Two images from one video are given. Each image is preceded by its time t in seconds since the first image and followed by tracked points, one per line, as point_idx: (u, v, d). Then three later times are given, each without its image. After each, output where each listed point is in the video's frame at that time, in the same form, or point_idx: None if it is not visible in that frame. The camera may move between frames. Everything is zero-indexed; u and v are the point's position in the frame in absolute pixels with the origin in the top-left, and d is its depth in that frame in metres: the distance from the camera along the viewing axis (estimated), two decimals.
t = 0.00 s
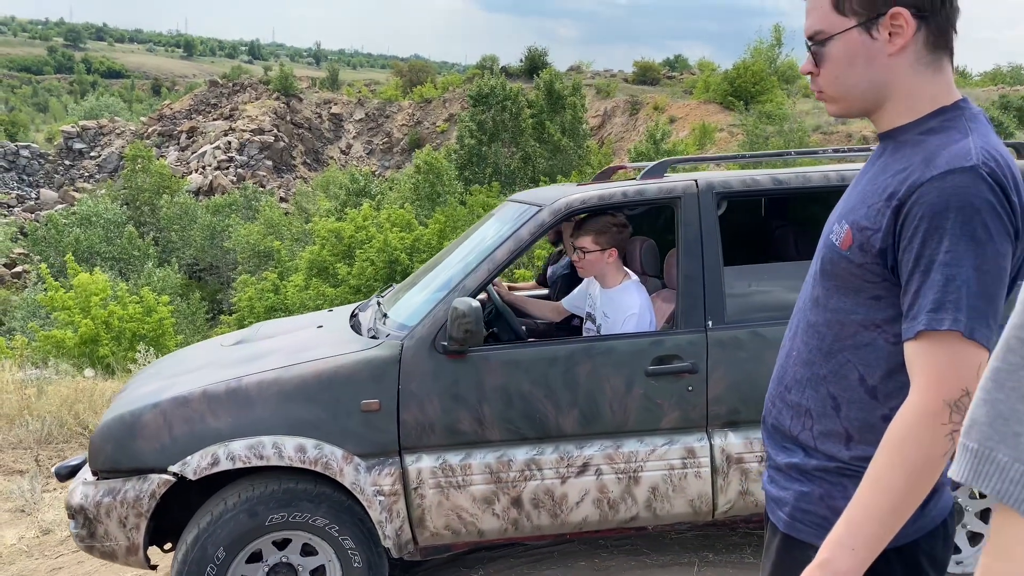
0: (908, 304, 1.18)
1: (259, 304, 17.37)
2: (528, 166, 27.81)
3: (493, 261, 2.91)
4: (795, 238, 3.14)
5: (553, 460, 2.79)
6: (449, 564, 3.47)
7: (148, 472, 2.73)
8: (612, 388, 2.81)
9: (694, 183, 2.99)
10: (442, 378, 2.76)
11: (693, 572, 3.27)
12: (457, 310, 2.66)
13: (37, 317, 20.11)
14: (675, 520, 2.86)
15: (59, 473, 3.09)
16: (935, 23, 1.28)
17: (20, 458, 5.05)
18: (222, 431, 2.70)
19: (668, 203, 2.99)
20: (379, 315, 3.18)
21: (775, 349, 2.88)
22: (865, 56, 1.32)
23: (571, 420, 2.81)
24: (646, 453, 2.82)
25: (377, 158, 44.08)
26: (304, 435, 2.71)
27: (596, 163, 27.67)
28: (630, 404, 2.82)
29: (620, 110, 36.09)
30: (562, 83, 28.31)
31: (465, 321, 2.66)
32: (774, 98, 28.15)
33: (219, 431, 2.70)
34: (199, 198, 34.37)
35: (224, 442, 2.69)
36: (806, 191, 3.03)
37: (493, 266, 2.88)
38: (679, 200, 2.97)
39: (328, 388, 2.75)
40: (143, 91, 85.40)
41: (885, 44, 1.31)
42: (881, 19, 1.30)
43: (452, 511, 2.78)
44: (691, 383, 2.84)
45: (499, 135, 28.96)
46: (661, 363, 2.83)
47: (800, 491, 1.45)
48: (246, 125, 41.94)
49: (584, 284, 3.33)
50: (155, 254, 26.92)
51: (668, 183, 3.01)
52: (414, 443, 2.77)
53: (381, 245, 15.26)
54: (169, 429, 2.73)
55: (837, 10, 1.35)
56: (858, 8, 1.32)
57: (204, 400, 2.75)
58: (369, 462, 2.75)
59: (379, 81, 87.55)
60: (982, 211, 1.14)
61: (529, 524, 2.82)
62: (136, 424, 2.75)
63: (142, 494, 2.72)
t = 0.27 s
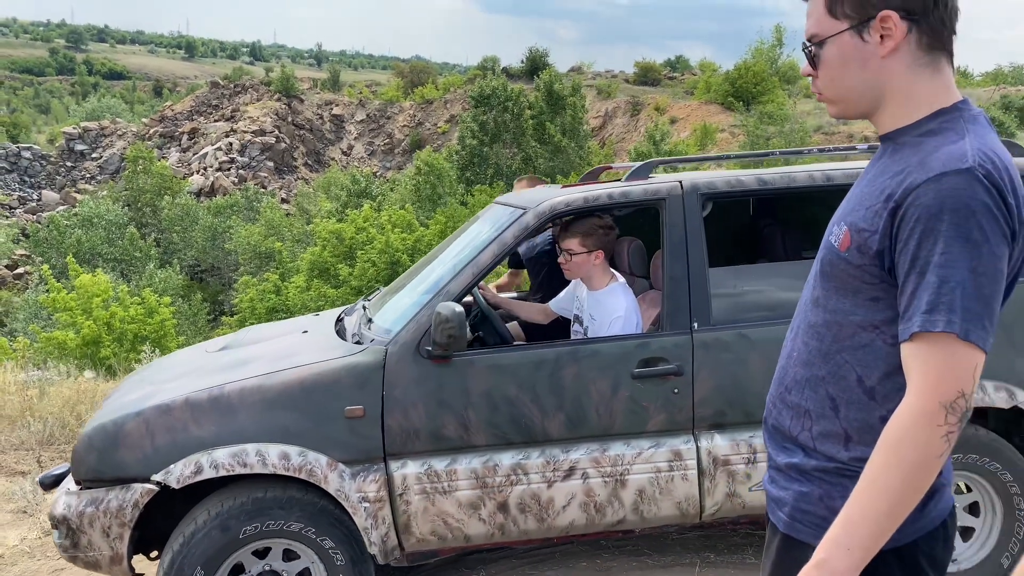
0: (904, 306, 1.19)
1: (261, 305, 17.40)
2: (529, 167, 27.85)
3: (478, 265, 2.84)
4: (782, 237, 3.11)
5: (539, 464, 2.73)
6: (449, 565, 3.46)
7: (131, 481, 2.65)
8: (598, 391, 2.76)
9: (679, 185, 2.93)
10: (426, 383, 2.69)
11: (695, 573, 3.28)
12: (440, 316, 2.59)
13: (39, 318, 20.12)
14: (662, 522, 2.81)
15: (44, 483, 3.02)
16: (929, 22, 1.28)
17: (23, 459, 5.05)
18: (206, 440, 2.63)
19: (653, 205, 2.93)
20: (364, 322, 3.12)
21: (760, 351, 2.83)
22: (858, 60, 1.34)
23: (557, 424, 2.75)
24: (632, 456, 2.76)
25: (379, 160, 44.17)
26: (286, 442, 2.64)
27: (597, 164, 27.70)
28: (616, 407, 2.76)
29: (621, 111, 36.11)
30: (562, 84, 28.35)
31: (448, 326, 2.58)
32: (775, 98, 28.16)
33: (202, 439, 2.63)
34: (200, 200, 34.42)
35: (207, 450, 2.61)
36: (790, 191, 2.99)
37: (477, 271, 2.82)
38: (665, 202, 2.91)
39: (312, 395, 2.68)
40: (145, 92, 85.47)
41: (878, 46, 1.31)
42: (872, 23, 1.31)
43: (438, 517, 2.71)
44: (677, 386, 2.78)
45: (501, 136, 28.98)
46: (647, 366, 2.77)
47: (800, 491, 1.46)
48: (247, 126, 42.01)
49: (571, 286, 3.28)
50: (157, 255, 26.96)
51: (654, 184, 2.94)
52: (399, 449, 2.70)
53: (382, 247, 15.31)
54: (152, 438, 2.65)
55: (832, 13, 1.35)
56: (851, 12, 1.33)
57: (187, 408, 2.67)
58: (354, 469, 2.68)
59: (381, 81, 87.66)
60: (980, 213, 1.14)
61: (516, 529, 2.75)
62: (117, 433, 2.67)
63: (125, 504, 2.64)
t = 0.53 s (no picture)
0: (902, 303, 1.18)
1: (263, 305, 17.42)
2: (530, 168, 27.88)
3: (451, 270, 2.81)
4: (761, 234, 3.05)
5: (516, 469, 2.68)
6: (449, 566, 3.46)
7: (103, 495, 2.57)
8: (575, 395, 2.72)
9: (654, 186, 2.91)
10: (401, 390, 2.64)
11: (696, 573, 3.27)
12: (414, 322, 2.56)
13: (40, 319, 20.10)
14: (642, 526, 2.76)
15: (19, 499, 2.94)
16: (931, 21, 1.27)
17: (25, 461, 5.03)
18: (178, 452, 2.55)
19: (628, 207, 2.90)
20: (337, 329, 3.07)
21: (737, 351, 2.80)
22: (860, 60, 1.33)
23: (534, 428, 2.70)
24: (610, 460, 2.72)
25: (380, 160, 44.18)
26: (259, 453, 2.57)
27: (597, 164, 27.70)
28: (592, 410, 2.72)
29: (622, 111, 36.11)
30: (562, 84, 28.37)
31: (422, 332, 2.55)
32: (775, 98, 28.14)
33: (174, 452, 2.56)
34: (201, 200, 34.42)
35: (180, 463, 2.54)
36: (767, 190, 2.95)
37: (451, 275, 2.78)
38: (639, 203, 2.88)
39: (287, 404, 2.61)
40: (145, 94, 85.54)
41: (880, 44, 1.31)
42: (875, 22, 1.30)
43: (415, 525, 2.65)
44: (655, 389, 2.75)
45: (502, 136, 28.99)
46: (625, 368, 2.74)
47: (801, 490, 1.45)
48: (248, 127, 42.04)
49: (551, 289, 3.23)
50: (158, 256, 26.98)
51: (628, 186, 2.92)
52: (374, 458, 2.64)
53: (384, 247, 15.36)
54: (123, 451, 2.57)
55: (834, 13, 1.35)
56: (852, 12, 1.32)
57: (158, 421, 2.60)
58: (329, 478, 2.61)
59: (381, 82, 87.77)
60: (977, 211, 1.13)
61: (494, 536, 2.69)
62: (88, 447, 2.59)
63: (98, 519, 2.56)
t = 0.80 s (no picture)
0: (901, 301, 1.18)
1: (263, 305, 17.43)
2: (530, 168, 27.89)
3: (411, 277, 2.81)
4: (730, 232, 3.20)
5: (480, 480, 2.68)
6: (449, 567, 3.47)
7: (60, 519, 2.56)
8: (539, 402, 2.72)
9: (614, 188, 2.93)
10: (361, 404, 2.64)
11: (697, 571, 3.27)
12: (372, 334, 2.57)
13: (41, 320, 20.12)
14: (611, 531, 2.76)
15: None
16: (934, 21, 1.27)
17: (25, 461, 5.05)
18: (136, 472, 2.55)
19: (588, 209, 2.91)
20: (298, 342, 3.06)
21: (701, 353, 2.80)
22: (864, 58, 1.32)
23: (498, 437, 2.71)
24: (576, 466, 2.71)
25: (380, 160, 44.23)
26: (218, 470, 2.56)
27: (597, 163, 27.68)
28: (556, 418, 2.72)
29: (622, 110, 36.10)
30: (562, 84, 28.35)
31: (381, 344, 2.56)
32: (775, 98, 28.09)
33: (132, 471, 2.55)
34: (201, 201, 34.42)
35: (138, 482, 2.53)
36: (727, 189, 2.97)
37: (411, 284, 2.78)
38: (600, 205, 2.90)
39: (243, 420, 2.61)
40: (146, 95, 85.63)
41: (882, 44, 1.30)
42: (878, 21, 1.29)
43: (380, 539, 2.65)
44: (620, 393, 2.74)
45: (502, 136, 28.96)
46: (588, 373, 2.73)
47: (804, 490, 1.45)
48: (248, 127, 42.03)
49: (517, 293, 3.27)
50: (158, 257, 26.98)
51: (587, 189, 2.93)
52: (336, 472, 2.65)
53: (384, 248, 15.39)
54: (80, 472, 2.56)
55: (836, 14, 1.34)
56: (856, 12, 1.31)
57: (115, 440, 2.58)
58: (290, 495, 2.61)
59: (382, 82, 87.77)
60: (975, 210, 1.13)
61: (461, 547, 2.70)
62: (43, 469, 2.57)
63: (55, 543, 2.55)
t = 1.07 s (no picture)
0: (900, 301, 1.18)
1: (262, 306, 17.42)
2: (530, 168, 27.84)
3: (377, 284, 2.80)
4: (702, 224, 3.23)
5: (452, 485, 2.68)
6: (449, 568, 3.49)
7: (27, 542, 2.56)
8: (508, 404, 2.71)
9: (579, 185, 2.92)
10: (329, 414, 2.65)
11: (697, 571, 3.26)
12: (335, 344, 2.56)
13: (41, 321, 20.15)
14: (586, 532, 2.77)
15: None
16: (920, 24, 1.26)
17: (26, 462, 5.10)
18: (103, 492, 2.55)
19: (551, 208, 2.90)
20: (266, 353, 3.06)
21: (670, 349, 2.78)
22: (852, 60, 1.33)
23: (469, 443, 2.70)
24: (548, 469, 2.71)
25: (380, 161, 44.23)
26: (184, 487, 2.57)
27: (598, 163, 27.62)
28: (526, 422, 2.72)
29: (622, 110, 36.03)
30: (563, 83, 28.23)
31: (344, 354, 2.56)
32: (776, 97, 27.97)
33: (98, 491, 2.56)
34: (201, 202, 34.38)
35: (104, 502, 2.54)
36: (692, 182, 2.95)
37: (377, 291, 2.78)
38: (564, 204, 2.89)
39: (208, 436, 2.61)
40: (146, 95, 85.57)
41: (869, 47, 1.30)
42: (865, 24, 1.30)
43: (353, 548, 2.66)
44: (589, 394, 2.73)
45: (502, 136, 28.91)
46: (557, 375, 2.73)
47: (806, 490, 1.45)
48: (248, 127, 41.99)
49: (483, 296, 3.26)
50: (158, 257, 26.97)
51: (550, 189, 2.91)
52: (306, 484, 2.65)
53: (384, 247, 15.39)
54: (46, 494, 2.56)
55: (828, 15, 1.34)
56: (845, 13, 1.32)
57: (81, 460, 2.59)
58: (260, 508, 2.62)
59: (383, 81, 87.69)
60: (974, 209, 1.13)
61: (436, 552, 2.70)
62: (10, 493, 2.58)
63: (24, 565, 2.54)
